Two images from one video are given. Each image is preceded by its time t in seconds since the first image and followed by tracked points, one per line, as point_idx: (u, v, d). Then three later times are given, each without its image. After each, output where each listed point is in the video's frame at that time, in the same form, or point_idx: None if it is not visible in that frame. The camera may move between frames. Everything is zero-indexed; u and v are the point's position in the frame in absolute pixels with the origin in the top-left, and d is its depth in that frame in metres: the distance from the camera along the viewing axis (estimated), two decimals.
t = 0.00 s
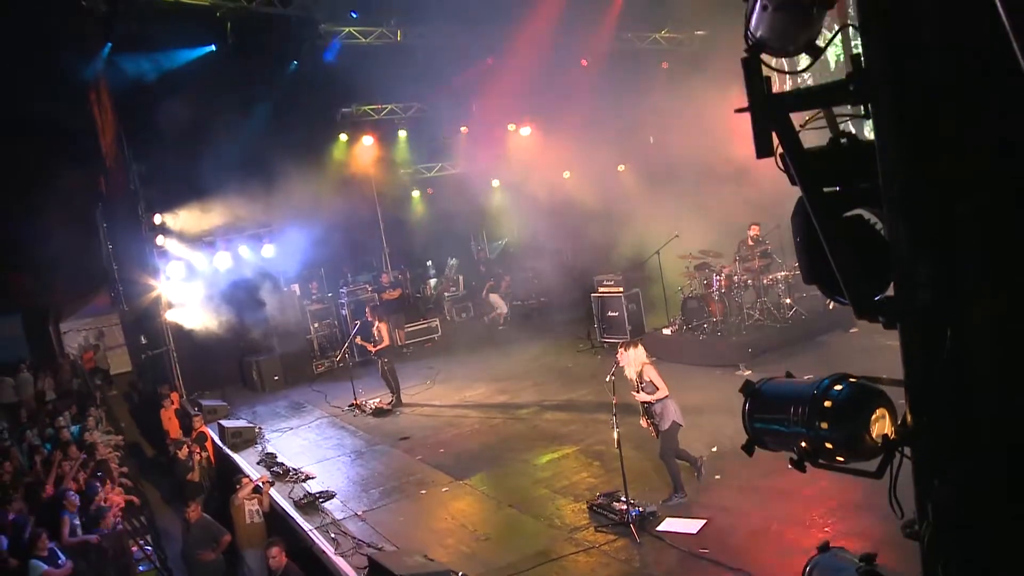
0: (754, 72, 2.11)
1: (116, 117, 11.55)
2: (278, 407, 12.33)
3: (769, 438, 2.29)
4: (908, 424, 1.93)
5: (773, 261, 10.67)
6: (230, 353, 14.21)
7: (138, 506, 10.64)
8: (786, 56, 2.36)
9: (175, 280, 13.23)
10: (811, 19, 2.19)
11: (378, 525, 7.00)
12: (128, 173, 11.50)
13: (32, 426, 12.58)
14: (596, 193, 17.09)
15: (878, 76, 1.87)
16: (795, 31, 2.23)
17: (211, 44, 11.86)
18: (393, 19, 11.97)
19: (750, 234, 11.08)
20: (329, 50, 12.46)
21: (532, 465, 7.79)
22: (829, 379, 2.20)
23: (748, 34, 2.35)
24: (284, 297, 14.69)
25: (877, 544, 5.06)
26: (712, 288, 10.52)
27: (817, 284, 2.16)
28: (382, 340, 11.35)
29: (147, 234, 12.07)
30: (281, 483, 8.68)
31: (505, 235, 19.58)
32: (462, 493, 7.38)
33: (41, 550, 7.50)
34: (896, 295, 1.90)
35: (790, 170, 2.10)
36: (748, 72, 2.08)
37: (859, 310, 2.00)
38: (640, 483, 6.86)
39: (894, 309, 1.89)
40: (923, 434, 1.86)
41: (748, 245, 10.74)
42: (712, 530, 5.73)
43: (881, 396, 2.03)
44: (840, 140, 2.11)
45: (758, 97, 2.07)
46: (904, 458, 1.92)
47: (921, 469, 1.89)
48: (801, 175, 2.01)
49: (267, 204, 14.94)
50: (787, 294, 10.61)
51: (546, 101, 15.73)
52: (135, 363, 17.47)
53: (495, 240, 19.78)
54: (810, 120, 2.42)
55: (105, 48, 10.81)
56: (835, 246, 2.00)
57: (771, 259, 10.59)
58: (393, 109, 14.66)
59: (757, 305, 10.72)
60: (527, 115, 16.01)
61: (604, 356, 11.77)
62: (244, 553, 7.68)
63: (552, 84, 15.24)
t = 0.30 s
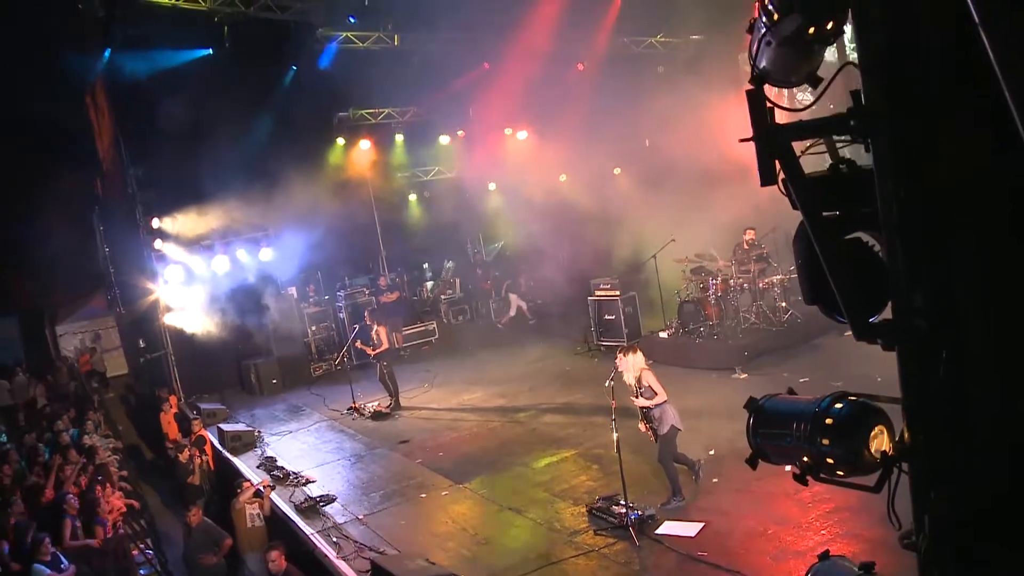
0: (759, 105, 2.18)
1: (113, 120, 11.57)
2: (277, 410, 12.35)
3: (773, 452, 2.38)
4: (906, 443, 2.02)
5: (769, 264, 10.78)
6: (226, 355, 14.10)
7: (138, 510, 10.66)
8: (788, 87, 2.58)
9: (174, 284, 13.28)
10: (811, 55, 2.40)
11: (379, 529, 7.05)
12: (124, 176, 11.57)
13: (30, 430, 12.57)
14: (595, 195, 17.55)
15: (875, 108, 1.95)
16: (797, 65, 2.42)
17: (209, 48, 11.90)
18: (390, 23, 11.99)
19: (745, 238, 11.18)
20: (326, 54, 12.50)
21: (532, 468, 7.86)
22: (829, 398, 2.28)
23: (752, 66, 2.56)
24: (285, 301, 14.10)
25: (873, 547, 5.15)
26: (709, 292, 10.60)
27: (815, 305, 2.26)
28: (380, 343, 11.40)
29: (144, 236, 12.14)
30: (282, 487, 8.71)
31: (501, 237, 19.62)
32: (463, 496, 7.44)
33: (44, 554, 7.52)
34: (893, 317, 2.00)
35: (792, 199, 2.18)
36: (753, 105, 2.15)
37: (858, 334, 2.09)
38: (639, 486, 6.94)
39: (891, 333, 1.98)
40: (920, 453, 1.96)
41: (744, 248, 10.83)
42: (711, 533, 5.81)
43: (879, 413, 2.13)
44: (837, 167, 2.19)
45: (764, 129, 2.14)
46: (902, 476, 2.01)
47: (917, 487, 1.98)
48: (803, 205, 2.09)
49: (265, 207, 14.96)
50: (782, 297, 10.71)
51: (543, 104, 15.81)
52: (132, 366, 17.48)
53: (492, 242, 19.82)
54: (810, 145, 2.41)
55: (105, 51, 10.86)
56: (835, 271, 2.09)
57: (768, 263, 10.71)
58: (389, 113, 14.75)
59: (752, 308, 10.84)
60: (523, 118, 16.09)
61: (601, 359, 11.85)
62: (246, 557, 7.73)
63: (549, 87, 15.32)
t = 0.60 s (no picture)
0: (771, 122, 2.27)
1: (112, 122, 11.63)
2: (278, 410, 12.40)
3: (784, 455, 2.46)
4: (912, 444, 2.09)
5: (767, 265, 10.88)
6: (226, 355, 14.15)
7: (140, 511, 10.71)
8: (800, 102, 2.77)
9: (175, 285, 13.32)
10: (821, 74, 2.57)
11: (384, 529, 7.12)
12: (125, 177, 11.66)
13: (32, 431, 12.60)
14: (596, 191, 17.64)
15: (882, 123, 2.01)
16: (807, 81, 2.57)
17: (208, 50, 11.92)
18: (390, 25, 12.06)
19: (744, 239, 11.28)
20: (326, 56, 12.56)
21: (534, 468, 7.93)
22: (840, 403, 2.37)
23: (766, 80, 2.75)
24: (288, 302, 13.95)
25: (872, 545, 5.25)
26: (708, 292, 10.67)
27: (824, 313, 2.34)
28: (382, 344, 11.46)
29: (144, 236, 12.22)
30: (286, 487, 8.75)
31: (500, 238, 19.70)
32: (467, 496, 7.51)
33: (52, 555, 7.61)
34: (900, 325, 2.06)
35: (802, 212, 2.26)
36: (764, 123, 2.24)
37: (866, 340, 2.17)
38: (641, 485, 7.02)
39: (899, 341, 2.06)
40: (925, 454, 2.03)
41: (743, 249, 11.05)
42: (713, 532, 5.90)
43: (888, 418, 2.21)
44: (846, 181, 2.27)
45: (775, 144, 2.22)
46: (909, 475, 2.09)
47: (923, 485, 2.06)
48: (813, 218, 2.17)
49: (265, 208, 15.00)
50: (781, 298, 10.80)
51: (541, 106, 15.85)
52: (131, 366, 17.50)
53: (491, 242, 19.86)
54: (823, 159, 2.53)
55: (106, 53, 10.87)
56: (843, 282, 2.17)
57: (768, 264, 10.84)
58: (388, 114, 14.93)
59: (751, 309, 10.92)
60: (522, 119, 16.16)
61: (601, 359, 11.93)
62: (251, 556, 7.80)
63: (547, 89, 15.35)
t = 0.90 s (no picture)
0: (793, 128, 2.33)
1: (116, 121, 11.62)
2: (283, 409, 12.49)
3: (805, 450, 2.53)
4: (931, 439, 2.15)
5: (769, 265, 11.00)
6: (231, 355, 14.23)
7: (147, 510, 10.78)
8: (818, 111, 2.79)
9: (179, 284, 13.45)
10: (840, 85, 2.65)
11: (392, 526, 7.18)
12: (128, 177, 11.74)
13: (37, 430, 12.65)
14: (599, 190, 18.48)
15: (901, 129, 2.08)
16: (826, 91, 2.67)
17: (212, 51, 11.98)
18: (393, 26, 12.21)
19: (745, 239, 11.39)
20: (330, 56, 12.69)
21: (540, 466, 8.00)
22: (861, 399, 2.41)
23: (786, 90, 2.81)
24: (283, 306, 14.09)
25: (878, 540, 5.33)
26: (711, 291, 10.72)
27: (842, 313, 2.40)
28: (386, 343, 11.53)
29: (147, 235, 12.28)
30: (293, 485, 8.81)
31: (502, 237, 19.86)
32: (474, 493, 7.58)
33: (62, 553, 7.76)
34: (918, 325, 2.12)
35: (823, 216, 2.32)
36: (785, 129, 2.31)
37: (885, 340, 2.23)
38: (648, 482, 7.10)
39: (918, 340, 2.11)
40: (941, 450, 2.08)
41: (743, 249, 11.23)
42: (720, 528, 5.96)
43: (907, 413, 2.26)
44: (863, 185, 2.34)
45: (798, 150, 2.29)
46: (928, 469, 2.14)
47: (941, 480, 2.11)
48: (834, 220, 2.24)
49: (268, 208, 15.05)
50: (783, 297, 10.86)
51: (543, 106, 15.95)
52: (134, 366, 17.58)
53: (493, 241, 19.91)
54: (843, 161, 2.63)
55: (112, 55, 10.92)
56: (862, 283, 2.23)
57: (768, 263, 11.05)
58: (392, 114, 15.23)
59: (754, 307, 10.97)
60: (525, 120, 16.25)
61: (604, 358, 12.01)
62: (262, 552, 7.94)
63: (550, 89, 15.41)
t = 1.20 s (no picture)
0: (821, 128, 2.39)
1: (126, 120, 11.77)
2: (290, 406, 12.54)
3: (831, 438, 2.60)
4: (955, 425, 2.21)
5: (773, 262, 11.09)
6: (237, 352, 14.25)
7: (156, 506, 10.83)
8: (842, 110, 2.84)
9: (185, 281, 13.52)
10: (863, 87, 2.73)
11: (404, 521, 7.25)
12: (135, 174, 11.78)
13: (44, 427, 12.69)
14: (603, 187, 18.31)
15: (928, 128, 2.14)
16: (853, 92, 2.75)
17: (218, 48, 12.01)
18: (400, 24, 12.07)
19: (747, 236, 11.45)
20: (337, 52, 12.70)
21: (548, 461, 8.08)
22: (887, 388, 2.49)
23: (816, 91, 2.88)
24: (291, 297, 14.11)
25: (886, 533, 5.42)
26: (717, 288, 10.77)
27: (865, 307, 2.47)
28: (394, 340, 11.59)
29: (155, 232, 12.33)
30: (303, 481, 8.87)
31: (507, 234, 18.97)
32: (485, 488, 7.65)
33: (76, 547, 7.92)
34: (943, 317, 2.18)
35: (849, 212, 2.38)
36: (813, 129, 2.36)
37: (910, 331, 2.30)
38: (657, 477, 7.18)
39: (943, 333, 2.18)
40: (967, 436, 2.15)
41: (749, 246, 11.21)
42: (730, 522, 6.04)
43: (931, 401, 2.34)
44: (887, 183, 2.41)
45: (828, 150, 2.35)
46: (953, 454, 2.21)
47: (966, 466, 2.17)
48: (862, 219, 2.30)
49: (272, 205, 14.97)
50: (788, 294, 10.92)
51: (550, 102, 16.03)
52: (139, 362, 17.64)
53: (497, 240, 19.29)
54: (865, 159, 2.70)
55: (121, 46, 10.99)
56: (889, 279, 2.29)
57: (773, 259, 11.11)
58: (398, 112, 14.61)
59: (759, 304, 11.02)
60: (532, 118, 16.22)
61: (610, 354, 12.07)
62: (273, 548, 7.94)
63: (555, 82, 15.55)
